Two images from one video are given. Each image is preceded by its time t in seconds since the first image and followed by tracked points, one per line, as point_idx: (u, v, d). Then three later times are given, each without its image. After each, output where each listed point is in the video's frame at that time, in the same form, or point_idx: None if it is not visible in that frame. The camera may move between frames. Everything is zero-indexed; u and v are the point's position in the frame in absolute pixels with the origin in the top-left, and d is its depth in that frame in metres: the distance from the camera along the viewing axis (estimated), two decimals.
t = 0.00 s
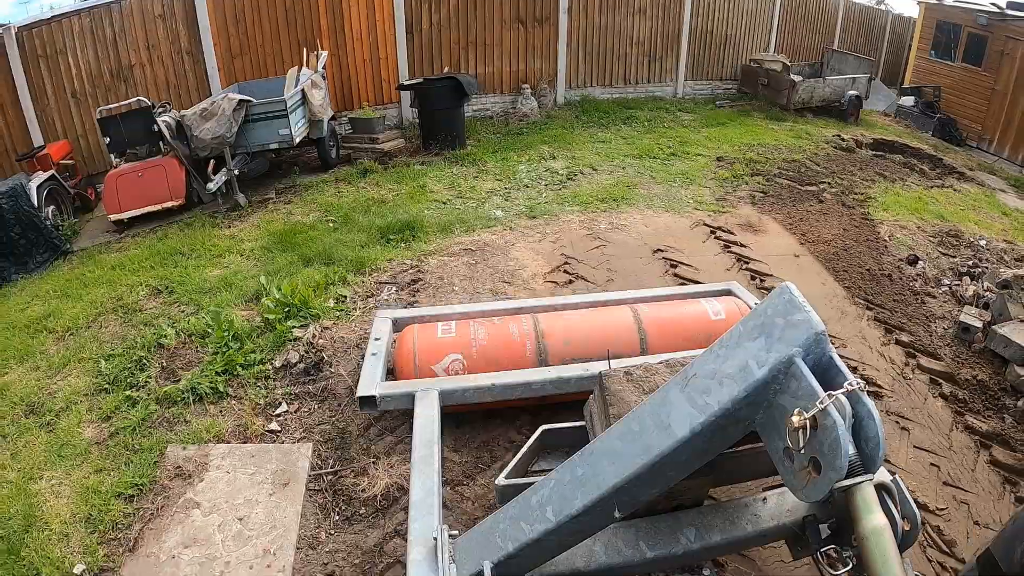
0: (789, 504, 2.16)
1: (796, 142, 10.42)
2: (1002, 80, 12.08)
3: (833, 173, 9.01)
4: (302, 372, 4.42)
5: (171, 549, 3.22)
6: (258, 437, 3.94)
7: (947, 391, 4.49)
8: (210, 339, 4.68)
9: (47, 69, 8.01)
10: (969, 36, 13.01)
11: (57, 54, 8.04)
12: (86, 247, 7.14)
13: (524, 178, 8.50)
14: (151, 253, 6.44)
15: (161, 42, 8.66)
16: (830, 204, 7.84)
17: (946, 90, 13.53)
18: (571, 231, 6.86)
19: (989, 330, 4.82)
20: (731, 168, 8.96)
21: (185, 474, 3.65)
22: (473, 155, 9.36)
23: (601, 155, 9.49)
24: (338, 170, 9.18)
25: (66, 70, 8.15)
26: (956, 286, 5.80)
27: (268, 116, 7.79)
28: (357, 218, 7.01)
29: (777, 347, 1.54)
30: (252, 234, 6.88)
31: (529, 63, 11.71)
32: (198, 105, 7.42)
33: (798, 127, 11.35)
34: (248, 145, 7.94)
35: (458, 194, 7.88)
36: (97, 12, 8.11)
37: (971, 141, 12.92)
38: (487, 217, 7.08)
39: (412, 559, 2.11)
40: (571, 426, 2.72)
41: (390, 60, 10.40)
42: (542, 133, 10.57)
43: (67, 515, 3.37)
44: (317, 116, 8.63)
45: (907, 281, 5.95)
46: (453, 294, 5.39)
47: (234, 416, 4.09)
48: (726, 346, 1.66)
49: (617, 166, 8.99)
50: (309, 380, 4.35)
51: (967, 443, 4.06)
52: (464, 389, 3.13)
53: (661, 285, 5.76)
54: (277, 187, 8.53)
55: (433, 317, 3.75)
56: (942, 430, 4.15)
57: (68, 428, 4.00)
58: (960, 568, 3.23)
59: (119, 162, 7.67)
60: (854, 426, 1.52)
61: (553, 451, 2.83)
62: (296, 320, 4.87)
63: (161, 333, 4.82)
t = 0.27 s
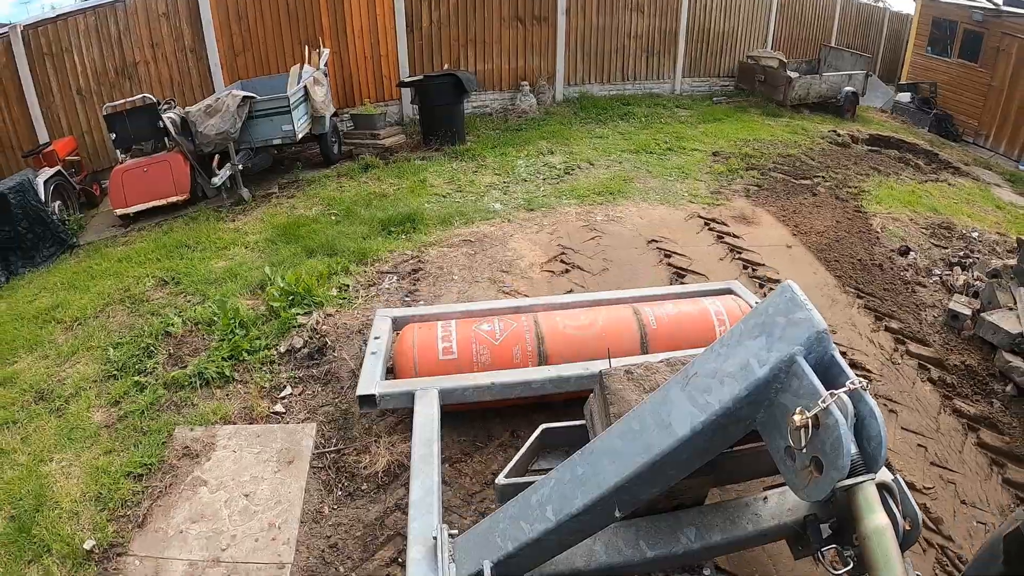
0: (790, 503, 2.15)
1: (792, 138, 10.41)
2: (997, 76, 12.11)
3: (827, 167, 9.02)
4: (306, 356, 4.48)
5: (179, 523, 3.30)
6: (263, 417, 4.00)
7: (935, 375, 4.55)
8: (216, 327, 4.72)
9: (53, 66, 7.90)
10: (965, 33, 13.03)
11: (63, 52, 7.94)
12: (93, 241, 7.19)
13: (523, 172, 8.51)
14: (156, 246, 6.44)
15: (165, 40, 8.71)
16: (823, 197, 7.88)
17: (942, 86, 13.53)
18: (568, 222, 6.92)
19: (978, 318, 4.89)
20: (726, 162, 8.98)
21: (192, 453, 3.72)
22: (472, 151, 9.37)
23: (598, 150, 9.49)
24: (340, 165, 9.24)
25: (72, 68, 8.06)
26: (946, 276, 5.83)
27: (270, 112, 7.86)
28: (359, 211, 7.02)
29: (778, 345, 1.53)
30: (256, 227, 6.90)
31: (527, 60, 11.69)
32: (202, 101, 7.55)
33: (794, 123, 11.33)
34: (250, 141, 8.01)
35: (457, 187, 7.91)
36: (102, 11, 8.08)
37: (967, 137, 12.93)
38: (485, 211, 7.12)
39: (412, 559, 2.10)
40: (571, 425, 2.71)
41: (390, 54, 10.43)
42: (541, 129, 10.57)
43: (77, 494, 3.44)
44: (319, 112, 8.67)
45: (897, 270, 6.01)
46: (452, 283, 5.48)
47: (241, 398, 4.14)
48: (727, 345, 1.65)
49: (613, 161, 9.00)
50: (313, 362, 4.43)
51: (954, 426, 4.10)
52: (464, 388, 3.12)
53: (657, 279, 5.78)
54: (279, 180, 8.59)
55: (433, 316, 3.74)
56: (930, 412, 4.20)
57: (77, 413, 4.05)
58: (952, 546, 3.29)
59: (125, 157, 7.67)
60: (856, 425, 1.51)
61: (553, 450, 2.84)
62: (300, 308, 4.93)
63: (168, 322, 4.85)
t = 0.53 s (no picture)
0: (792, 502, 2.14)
1: (788, 133, 10.40)
2: (994, 72, 12.10)
3: (823, 162, 9.04)
4: (310, 343, 4.68)
5: (187, 500, 3.51)
6: (269, 400, 4.21)
7: (925, 360, 4.77)
8: (222, 315, 4.96)
9: (58, 64, 8.08)
10: (960, 29, 12.98)
11: (68, 50, 8.11)
12: (98, 234, 7.44)
13: (522, 167, 8.54)
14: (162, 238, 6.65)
15: (169, 38, 8.72)
16: (819, 190, 7.95)
17: (939, 82, 13.48)
18: (566, 215, 7.01)
19: (967, 306, 5.10)
20: (722, 156, 9.02)
21: (200, 434, 3.93)
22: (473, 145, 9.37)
23: (597, 145, 9.51)
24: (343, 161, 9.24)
25: (77, 66, 8.21)
26: (938, 266, 6.05)
27: (273, 108, 7.90)
28: (361, 205, 7.12)
29: (781, 342, 1.53)
30: (260, 221, 7.03)
31: (526, 57, 11.68)
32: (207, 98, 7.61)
33: (792, 118, 11.32)
34: (254, 136, 8.05)
35: (457, 181, 7.97)
36: (107, 9, 8.16)
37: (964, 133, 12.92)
38: (484, 204, 7.19)
39: (412, 558, 2.09)
40: (571, 423, 2.70)
41: (392, 51, 10.44)
42: (540, 124, 10.58)
43: (87, 474, 3.64)
44: (322, 108, 8.69)
45: (890, 261, 6.18)
46: (453, 272, 5.67)
47: (247, 382, 4.36)
48: (729, 342, 1.64)
49: (612, 155, 9.02)
50: (317, 349, 4.63)
51: (943, 409, 4.31)
52: (465, 386, 3.11)
53: (650, 270, 5.86)
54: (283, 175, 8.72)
55: (434, 315, 3.73)
56: (920, 396, 4.40)
57: (88, 397, 4.27)
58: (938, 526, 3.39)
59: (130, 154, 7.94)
60: (858, 423, 1.50)
61: (553, 448, 2.82)
62: (304, 297, 5.15)
63: (175, 311, 5.07)
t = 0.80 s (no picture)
0: (794, 500, 2.13)
1: (786, 128, 10.40)
2: (991, 68, 12.10)
3: (819, 156, 9.06)
4: (314, 329, 4.76)
5: (194, 480, 3.57)
6: (274, 384, 4.28)
7: (916, 348, 4.80)
8: (228, 304, 5.06)
9: (63, 62, 8.20)
10: (958, 26, 13.00)
11: (72, 48, 8.21)
12: (103, 229, 7.51)
13: (521, 162, 8.58)
14: (167, 232, 6.77)
15: (173, 36, 8.80)
16: (814, 184, 8.01)
17: (936, 78, 13.55)
18: (564, 208, 7.08)
19: (958, 294, 5.11)
20: (719, 151, 9.05)
21: (207, 418, 4.00)
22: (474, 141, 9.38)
23: (595, 140, 9.54)
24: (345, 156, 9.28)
25: (82, 63, 8.32)
26: (931, 258, 6.04)
27: (277, 104, 7.97)
28: (363, 198, 7.21)
29: (784, 341, 1.51)
30: (264, 214, 7.13)
31: (525, 54, 11.69)
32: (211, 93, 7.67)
33: (788, 114, 11.30)
34: (257, 132, 8.14)
35: (458, 175, 8.03)
36: (111, 6, 8.24)
37: (961, 129, 12.93)
38: (484, 197, 7.27)
39: (412, 558, 2.08)
40: (573, 423, 2.69)
41: (392, 53, 10.45)
42: (539, 120, 10.61)
43: (95, 457, 3.72)
44: (324, 104, 8.71)
45: (882, 252, 6.24)
46: (453, 261, 5.77)
47: (251, 367, 4.44)
48: (731, 341, 1.63)
49: (610, 150, 9.06)
50: (320, 334, 4.72)
51: (934, 394, 4.33)
52: (466, 385, 3.09)
53: (644, 262, 5.94)
54: (286, 170, 8.71)
55: (434, 314, 3.72)
56: (910, 382, 4.42)
57: (96, 384, 4.38)
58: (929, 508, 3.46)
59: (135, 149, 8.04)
60: (862, 422, 1.49)
61: (554, 448, 2.78)
62: (308, 285, 5.27)
63: (181, 301, 5.19)
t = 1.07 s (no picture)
0: (796, 498, 2.13)
1: (783, 123, 10.39)
2: (988, 65, 12.10)
3: (815, 151, 9.09)
4: (319, 315, 4.91)
5: (203, 459, 3.69)
6: (280, 367, 4.40)
7: (907, 335, 4.83)
8: (234, 293, 5.17)
9: (68, 59, 8.18)
10: (955, 23, 12.99)
11: (77, 44, 8.21)
12: (109, 223, 7.57)
13: (520, 156, 8.61)
14: (173, 224, 6.87)
15: (177, 33, 8.98)
16: (810, 177, 8.06)
17: (933, 74, 13.56)
18: (563, 201, 7.13)
19: (949, 283, 5.13)
20: (716, 146, 9.08)
21: (214, 401, 4.12)
22: (474, 136, 9.41)
23: (594, 135, 9.58)
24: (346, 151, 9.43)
25: (87, 60, 8.33)
26: (924, 249, 6.08)
27: (280, 100, 8.17)
28: (365, 191, 7.32)
29: (787, 337, 1.50)
30: (268, 207, 7.22)
31: (525, 51, 11.70)
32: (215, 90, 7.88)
33: (786, 111, 11.25)
34: (261, 127, 8.32)
35: (459, 169, 8.09)
36: (116, 3, 8.33)
37: (959, 125, 12.89)
38: (483, 190, 7.33)
39: (414, 557, 2.06)
40: (574, 420, 2.68)
41: (393, 48, 10.59)
42: (538, 116, 10.64)
43: (105, 439, 3.82)
44: (326, 100, 8.87)
45: (876, 242, 6.27)
46: (453, 252, 5.87)
47: (257, 352, 4.56)
48: (734, 338, 1.62)
49: (609, 145, 9.09)
50: (326, 321, 4.86)
51: (924, 379, 4.36)
52: (467, 383, 3.09)
53: (642, 252, 5.99)
54: (288, 165, 8.84)
55: (435, 312, 3.72)
56: (900, 368, 4.46)
57: (106, 369, 4.47)
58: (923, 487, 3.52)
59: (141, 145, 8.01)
60: (866, 419, 1.48)
61: (556, 445, 2.75)
62: (312, 274, 5.39)
63: (188, 291, 5.29)
